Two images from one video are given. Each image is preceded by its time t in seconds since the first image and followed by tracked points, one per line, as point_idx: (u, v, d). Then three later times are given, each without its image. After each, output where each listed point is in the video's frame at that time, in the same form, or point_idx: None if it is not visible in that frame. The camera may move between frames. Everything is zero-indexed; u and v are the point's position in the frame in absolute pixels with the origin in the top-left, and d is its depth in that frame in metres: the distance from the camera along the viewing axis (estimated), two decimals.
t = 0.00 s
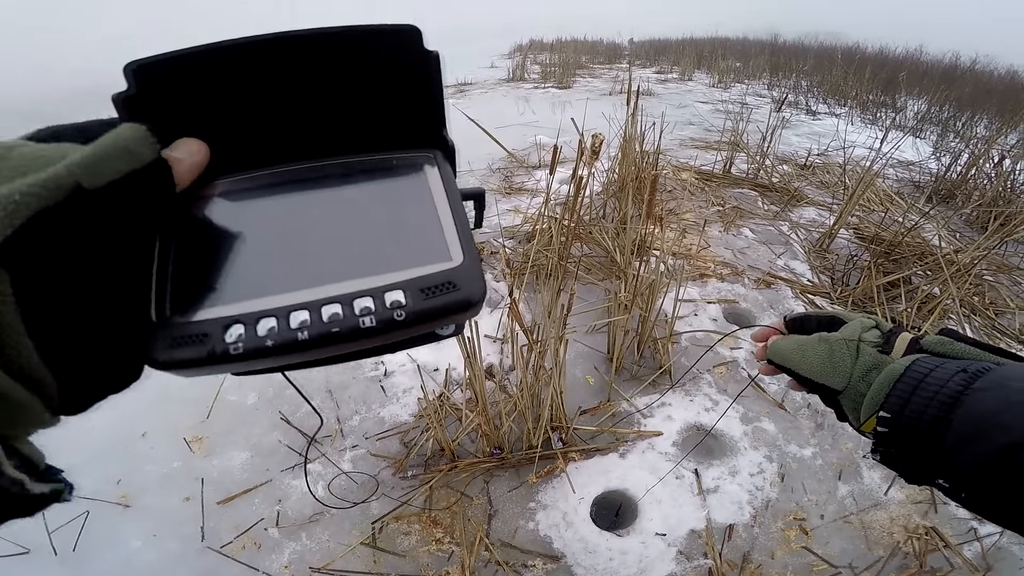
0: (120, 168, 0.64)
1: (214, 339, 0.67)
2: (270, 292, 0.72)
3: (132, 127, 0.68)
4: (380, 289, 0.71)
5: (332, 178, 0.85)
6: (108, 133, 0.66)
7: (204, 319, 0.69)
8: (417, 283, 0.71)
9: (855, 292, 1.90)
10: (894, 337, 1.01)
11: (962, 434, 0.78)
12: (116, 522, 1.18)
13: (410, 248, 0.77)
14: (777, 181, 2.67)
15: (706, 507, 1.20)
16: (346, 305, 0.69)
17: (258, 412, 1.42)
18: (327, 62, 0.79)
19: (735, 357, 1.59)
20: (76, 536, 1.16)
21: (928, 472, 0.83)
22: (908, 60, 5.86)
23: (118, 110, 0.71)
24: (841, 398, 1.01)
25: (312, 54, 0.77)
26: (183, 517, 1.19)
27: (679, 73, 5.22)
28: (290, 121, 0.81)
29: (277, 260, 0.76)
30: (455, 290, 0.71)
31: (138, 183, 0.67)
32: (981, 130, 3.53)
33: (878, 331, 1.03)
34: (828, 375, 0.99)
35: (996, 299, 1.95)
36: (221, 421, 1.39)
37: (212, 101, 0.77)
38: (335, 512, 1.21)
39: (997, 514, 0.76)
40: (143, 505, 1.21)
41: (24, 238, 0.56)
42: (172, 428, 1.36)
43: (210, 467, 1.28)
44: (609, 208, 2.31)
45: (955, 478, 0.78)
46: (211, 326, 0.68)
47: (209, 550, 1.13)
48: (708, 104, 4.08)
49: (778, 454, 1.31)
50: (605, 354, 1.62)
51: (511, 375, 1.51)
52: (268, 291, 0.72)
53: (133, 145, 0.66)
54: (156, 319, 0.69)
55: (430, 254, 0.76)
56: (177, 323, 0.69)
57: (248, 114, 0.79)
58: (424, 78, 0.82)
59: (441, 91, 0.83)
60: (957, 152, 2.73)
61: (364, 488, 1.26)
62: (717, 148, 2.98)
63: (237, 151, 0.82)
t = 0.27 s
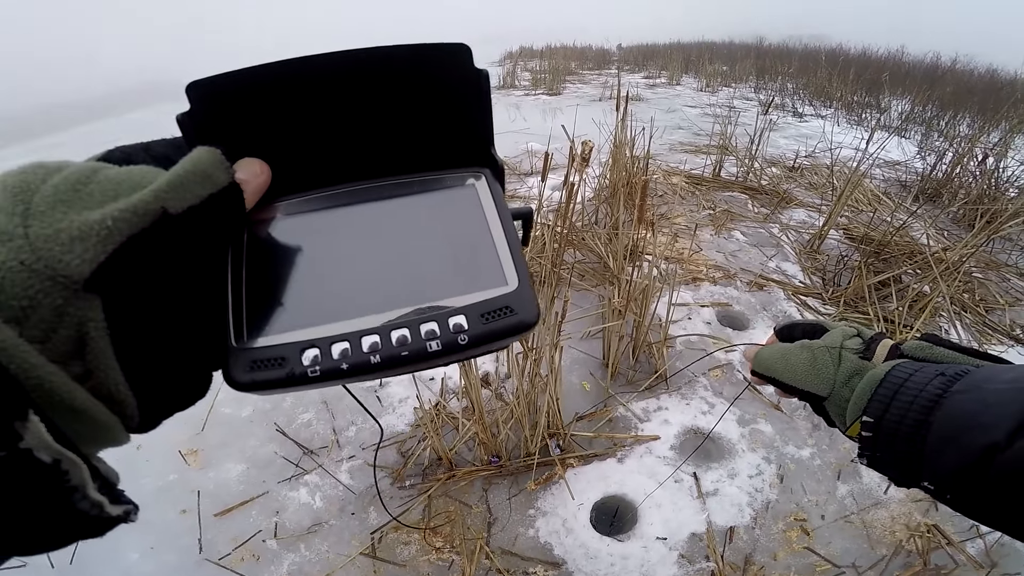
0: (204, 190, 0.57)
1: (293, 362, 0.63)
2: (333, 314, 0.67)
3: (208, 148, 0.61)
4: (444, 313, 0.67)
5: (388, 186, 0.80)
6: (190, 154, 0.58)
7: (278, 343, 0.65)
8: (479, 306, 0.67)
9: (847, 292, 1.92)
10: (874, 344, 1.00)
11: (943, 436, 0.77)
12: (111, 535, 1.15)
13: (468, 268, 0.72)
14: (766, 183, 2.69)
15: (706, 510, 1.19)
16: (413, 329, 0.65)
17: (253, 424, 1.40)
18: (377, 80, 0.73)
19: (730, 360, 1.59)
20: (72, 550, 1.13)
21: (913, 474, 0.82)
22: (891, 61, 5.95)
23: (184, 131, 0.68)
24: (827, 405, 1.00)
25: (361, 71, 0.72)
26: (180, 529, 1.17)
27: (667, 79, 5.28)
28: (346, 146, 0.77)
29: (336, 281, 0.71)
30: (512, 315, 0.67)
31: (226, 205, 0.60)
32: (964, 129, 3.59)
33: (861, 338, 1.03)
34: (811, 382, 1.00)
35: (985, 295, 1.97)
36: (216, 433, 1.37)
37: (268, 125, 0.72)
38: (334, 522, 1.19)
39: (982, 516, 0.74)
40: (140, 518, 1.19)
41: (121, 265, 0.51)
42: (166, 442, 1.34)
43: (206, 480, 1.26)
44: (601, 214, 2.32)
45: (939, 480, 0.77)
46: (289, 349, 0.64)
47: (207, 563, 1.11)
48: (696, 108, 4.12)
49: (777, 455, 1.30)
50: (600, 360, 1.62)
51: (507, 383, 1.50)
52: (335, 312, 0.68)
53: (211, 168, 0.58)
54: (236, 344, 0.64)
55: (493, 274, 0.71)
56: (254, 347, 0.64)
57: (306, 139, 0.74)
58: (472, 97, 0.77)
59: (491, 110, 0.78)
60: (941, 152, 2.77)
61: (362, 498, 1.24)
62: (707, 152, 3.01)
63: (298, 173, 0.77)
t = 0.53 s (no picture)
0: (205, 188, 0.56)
1: (301, 363, 0.62)
2: (340, 315, 0.67)
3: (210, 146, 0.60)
4: (453, 311, 0.66)
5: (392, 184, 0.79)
6: (191, 152, 0.57)
7: (285, 343, 0.64)
8: (488, 304, 0.67)
9: (843, 289, 1.92)
10: (868, 347, 0.99)
11: (934, 440, 0.77)
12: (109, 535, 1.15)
13: (475, 267, 0.72)
14: (762, 180, 2.70)
15: (705, 507, 1.19)
16: (422, 328, 0.65)
17: (250, 423, 1.39)
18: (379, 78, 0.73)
19: (727, 356, 1.59)
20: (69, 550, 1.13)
21: (905, 478, 0.82)
22: (886, 58, 5.96)
23: (186, 131, 0.68)
24: (820, 407, 1.00)
25: (364, 69, 0.71)
26: (178, 530, 1.16)
27: (663, 75, 5.27)
28: (349, 146, 0.76)
29: (342, 280, 0.70)
30: (522, 312, 0.67)
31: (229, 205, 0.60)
32: (959, 125, 3.60)
33: (855, 340, 1.03)
34: (804, 384, 1.00)
35: (981, 291, 1.98)
36: (213, 433, 1.36)
37: (268, 125, 0.71)
38: (332, 521, 1.19)
39: (973, 519, 0.75)
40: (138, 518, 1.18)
41: (123, 266, 0.50)
42: (163, 443, 1.33)
43: (203, 480, 1.26)
44: (598, 211, 2.31)
45: (930, 484, 0.78)
46: (296, 350, 0.63)
47: (206, 563, 1.11)
48: (692, 105, 4.12)
49: (774, 452, 1.31)
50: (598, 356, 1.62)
51: (505, 381, 1.50)
52: (341, 313, 0.67)
53: (213, 165, 0.57)
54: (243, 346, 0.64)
55: (500, 272, 0.71)
56: (260, 348, 0.64)
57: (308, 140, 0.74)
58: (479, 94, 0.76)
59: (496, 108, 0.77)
60: (936, 148, 2.78)
61: (360, 497, 1.24)
62: (703, 149, 3.01)
63: (301, 173, 0.76)
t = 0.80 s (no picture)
0: (208, 182, 0.57)
1: (307, 359, 0.62)
2: (346, 311, 0.67)
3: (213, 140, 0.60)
4: (461, 306, 0.66)
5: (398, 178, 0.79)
6: (194, 147, 0.58)
7: (291, 339, 0.64)
8: (495, 300, 0.67)
9: (846, 287, 1.91)
10: (874, 350, 0.98)
11: (942, 444, 0.77)
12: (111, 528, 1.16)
13: (483, 262, 0.72)
14: (766, 177, 2.68)
15: (704, 505, 1.19)
16: (430, 323, 0.65)
17: (251, 417, 1.40)
18: (386, 73, 0.72)
19: (729, 353, 1.59)
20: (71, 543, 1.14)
21: (911, 481, 0.81)
22: (893, 56, 5.91)
23: (190, 125, 0.68)
24: (826, 410, 1.00)
25: (369, 62, 0.71)
26: (178, 524, 1.17)
27: (668, 71, 5.24)
28: (354, 140, 0.75)
29: (348, 275, 0.70)
30: (531, 307, 0.67)
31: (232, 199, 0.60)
32: (966, 123, 3.57)
33: (860, 343, 1.02)
34: (809, 389, 0.99)
35: (984, 291, 1.97)
36: (214, 426, 1.37)
37: (275, 121, 0.71)
38: (333, 515, 1.19)
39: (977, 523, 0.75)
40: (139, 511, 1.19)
41: (127, 261, 0.50)
42: (165, 436, 1.34)
43: (205, 473, 1.26)
44: (600, 207, 2.30)
45: (936, 488, 0.77)
46: (303, 345, 0.63)
47: (206, 557, 1.11)
48: (697, 101, 4.10)
49: (775, 450, 1.31)
50: (599, 352, 1.62)
51: (506, 376, 1.50)
52: (347, 308, 0.67)
53: (217, 159, 0.58)
54: (248, 343, 0.64)
55: (507, 267, 0.71)
56: (266, 345, 0.64)
57: (312, 134, 0.73)
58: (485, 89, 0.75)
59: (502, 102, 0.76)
60: (943, 147, 2.76)
61: (360, 492, 1.24)
62: (707, 145, 2.99)
63: (305, 168, 0.75)
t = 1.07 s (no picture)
0: (195, 177, 0.56)
1: (296, 354, 0.62)
2: (336, 305, 0.66)
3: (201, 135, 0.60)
4: (452, 300, 0.66)
5: (388, 174, 0.79)
6: (181, 141, 0.57)
7: (280, 335, 0.64)
8: (487, 292, 0.67)
9: (850, 286, 1.90)
10: (879, 353, 0.99)
11: (948, 446, 0.77)
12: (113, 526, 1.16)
13: (474, 256, 0.72)
14: (770, 176, 2.67)
15: (706, 505, 1.19)
16: (421, 317, 0.65)
17: (252, 416, 1.40)
18: (377, 67, 0.72)
19: (731, 352, 1.58)
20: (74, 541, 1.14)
21: (916, 482, 0.81)
22: (897, 54, 5.89)
23: (177, 120, 0.68)
24: (831, 412, 0.99)
25: (360, 57, 0.71)
26: (180, 522, 1.17)
27: (671, 69, 5.23)
28: (346, 134, 0.75)
29: (338, 271, 0.70)
30: (523, 300, 0.67)
31: (220, 195, 0.59)
32: (971, 122, 3.55)
33: (865, 346, 1.02)
34: (815, 390, 0.99)
35: (989, 291, 1.96)
36: (216, 425, 1.37)
37: (267, 117, 0.71)
38: (334, 514, 1.20)
39: (983, 523, 0.75)
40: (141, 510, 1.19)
41: (111, 257, 0.50)
42: (167, 435, 1.34)
43: (207, 471, 1.27)
44: (603, 205, 2.30)
45: (942, 489, 0.77)
46: (292, 341, 0.63)
47: (208, 555, 1.12)
48: (700, 99, 4.08)
49: (777, 450, 1.30)
50: (601, 351, 1.62)
51: (508, 374, 1.50)
52: (336, 303, 0.67)
53: (204, 153, 0.58)
54: (237, 338, 0.63)
55: (498, 260, 0.71)
56: (255, 341, 0.63)
57: (303, 129, 0.73)
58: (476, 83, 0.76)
59: (493, 96, 0.77)
60: (947, 146, 2.75)
61: (362, 490, 1.24)
62: (710, 143, 2.98)
63: (296, 162, 0.76)
